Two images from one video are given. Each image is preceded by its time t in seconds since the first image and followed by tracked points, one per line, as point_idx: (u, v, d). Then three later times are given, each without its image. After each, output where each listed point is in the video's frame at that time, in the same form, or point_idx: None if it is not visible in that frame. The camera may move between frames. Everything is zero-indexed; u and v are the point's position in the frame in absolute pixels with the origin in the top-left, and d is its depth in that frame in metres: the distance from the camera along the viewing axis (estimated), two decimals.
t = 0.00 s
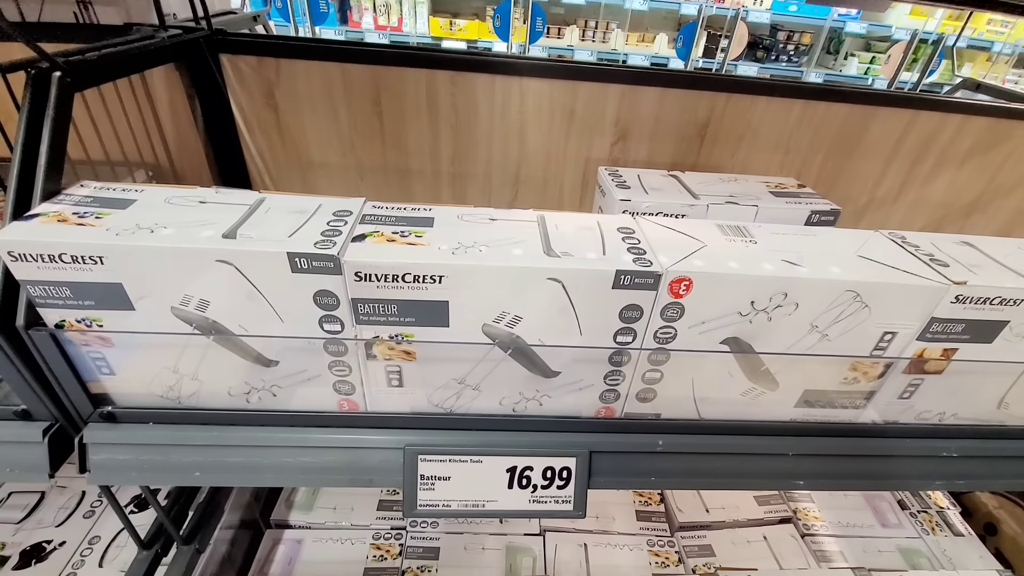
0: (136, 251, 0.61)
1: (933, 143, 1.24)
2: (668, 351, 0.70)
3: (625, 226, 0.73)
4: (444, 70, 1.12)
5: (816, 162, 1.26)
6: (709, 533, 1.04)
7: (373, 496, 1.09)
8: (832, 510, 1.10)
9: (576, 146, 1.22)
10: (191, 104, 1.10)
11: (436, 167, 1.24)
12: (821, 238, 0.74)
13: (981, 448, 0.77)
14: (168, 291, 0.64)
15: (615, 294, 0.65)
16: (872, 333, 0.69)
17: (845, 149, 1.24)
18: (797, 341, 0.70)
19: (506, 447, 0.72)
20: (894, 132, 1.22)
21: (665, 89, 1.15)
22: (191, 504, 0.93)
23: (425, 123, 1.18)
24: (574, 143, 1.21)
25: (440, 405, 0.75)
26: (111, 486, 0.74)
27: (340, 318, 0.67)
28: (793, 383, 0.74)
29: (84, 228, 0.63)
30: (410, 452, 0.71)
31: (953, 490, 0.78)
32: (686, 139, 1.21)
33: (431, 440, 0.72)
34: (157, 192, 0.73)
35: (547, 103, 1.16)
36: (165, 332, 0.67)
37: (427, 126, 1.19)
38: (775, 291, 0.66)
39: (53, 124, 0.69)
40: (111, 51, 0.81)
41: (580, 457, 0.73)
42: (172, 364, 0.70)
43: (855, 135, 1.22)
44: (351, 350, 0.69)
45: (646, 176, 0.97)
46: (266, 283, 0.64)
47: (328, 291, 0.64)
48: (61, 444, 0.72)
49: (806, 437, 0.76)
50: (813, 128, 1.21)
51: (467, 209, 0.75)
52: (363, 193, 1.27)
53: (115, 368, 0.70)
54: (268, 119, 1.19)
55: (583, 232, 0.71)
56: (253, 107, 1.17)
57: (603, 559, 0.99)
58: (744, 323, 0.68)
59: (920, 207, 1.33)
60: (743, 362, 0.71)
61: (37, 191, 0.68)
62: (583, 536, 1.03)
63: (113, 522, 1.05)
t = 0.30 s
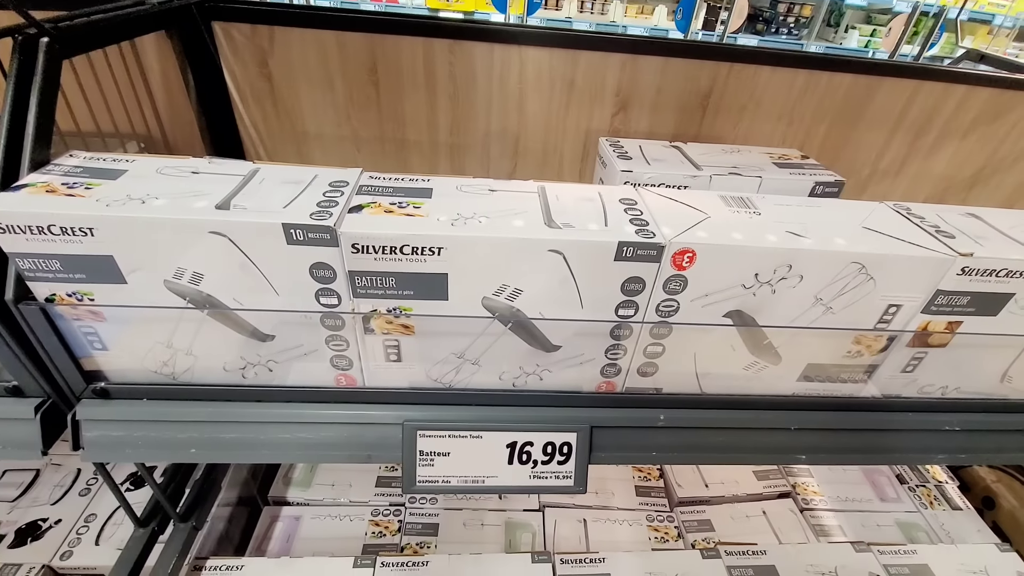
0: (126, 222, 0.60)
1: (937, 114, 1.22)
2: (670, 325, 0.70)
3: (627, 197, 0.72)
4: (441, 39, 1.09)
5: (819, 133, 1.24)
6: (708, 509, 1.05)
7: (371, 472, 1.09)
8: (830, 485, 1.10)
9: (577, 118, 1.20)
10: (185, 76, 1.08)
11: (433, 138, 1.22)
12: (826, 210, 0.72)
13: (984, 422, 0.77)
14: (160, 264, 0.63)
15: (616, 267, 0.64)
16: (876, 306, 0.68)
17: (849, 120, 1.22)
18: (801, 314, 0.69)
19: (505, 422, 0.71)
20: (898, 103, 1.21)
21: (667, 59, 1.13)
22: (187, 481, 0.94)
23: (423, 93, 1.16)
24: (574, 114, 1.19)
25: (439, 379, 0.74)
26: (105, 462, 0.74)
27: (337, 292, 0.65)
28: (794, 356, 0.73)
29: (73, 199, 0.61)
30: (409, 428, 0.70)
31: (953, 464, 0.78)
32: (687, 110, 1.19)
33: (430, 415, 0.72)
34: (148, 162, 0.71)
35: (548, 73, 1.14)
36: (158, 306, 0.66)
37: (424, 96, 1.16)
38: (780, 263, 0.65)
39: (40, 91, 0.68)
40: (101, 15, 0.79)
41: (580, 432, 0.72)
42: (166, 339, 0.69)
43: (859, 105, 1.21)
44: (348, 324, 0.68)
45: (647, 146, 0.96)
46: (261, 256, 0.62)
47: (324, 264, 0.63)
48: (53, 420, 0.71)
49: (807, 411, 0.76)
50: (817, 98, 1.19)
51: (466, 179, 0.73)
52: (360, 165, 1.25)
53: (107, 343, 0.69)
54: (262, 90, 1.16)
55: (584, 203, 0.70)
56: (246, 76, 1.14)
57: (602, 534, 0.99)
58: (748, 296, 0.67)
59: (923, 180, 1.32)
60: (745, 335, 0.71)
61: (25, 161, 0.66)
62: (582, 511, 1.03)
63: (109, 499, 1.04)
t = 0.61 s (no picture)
0: (110, 204, 0.58)
1: (927, 93, 1.22)
2: (663, 305, 0.69)
3: (619, 176, 0.71)
4: (432, 18, 1.08)
5: (811, 113, 1.24)
6: (702, 489, 1.05)
7: (366, 457, 1.08)
8: (822, 464, 1.11)
9: (569, 99, 1.19)
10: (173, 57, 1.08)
11: (425, 119, 1.20)
12: (817, 189, 0.72)
13: (975, 399, 0.77)
14: (145, 247, 0.62)
15: (609, 247, 0.64)
16: (867, 285, 0.69)
17: (840, 99, 1.22)
18: (794, 293, 0.69)
19: (498, 405, 0.71)
20: (888, 82, 1.20)
21: (658, 39, 1.12)
22: (178, 468, 0.93)
23: (413, 74, 1.14)
24: (566, 95, 1.18)
25: (432, 362, 0.74)
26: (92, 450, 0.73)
27: (327, 274, 0.65)
28: (787, 335, 0.74)
29: (55, 180, 0.60)
30: (402, 412, 0.70)
31: (946, 441, 0.79)
32: (679, 91, 1.19)
33: (423, 398, 0.71)
34: (132, 144, 0.70)
35: (539, 53, 1.12)
36: (145, 290, 0.65)
37: (415, 77, 1.15)
38: (772, 243, 0.64)
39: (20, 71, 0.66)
40: None
41: (575, 413, 0.72)
42: (153, 324, 0.68)
43: (851, 85, 1.20)
44: (338, 308, 0.67)
45: (639, 126, 0.96)
46: (249, 238, 0.61)
47: (314, 246, 0.62)
48: (38, 407, 0.70)
49: (800, 391, 0.76)
50: (809, 78, 1.19)
51: (458, 159, 0.72)
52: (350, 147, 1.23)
53: (92, 328, 0.68)
54: (250, 72, 1.14)
55: (576, 183, 0.69)
56: (234, 57, 1.12)
57: (598, 516, 1.00)
58: (740, 276, 0.67)
59: (912, 161, 1.33)
60: (738, 315, 0.71)
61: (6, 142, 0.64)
62: (577, 493, 1.03)
63: (98, 488, 1.04)
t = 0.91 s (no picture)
0: (109, 183, 0.58)
1: (924, 82, 1.22)
2: (660, 290, 0.70)
3: (616, 161, 0.71)
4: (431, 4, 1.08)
5: (809, 102, 1.24)
6: (698, 476, 1.06)
7: (363, 442, 1.09)
8: (818, 453, 1.11)
9: (567, 85, 1.19)
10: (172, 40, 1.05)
11: (423, 105, 1.20)
12: (815, 175, 0.72)
13: (970, 387, 0.78)
14: (144, 227, 0.62)
15: (606, 231, 0.64)
16: (864, 272, 0.69)
17: (838, 88, 1.22)
18: (790, 279, 0.69)
19: (495, 388, 0.71)
20: (886, 71, 1.20)
21: (656, 26, 1.12)
22: (174, 450, 0.94)
23: (412, 58, 1.14)
24: (564, 81, 1.18)
25: (429, 345, 0.74)
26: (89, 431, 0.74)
27: (325, 256, 0.65)
28: (784, 322, 0.74)
29: (54, 160, 0.60)
30: (399, 394, 0.70)
31: (941, 429, 0.79)
32: (678, 78, 1.19)
33: (420, 382, 0.71)
34: (131, 125, 0.70)
35: (539, 39, 1.12)
36: (143, 270, 0.65)
37: (414, 61, 1.14)
38: (769, 228, 0.65)
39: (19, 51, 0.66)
40: None
41: (571, 398, 0.72)
42: (151, 305, 0.68)
43: (850, 73, 1.20)
44: (336, 290, 0.67)
45: (637, 112, 0.96)
46: (247, 219, 0.61)
47: (312, 228, 0.62)
48: (36, 387, 0.70)
49: (796, 377, 0.77)
50: (807, 66, 1.19)
51: (456, 143, 0.73)
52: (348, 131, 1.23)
53: (90, 309, 0.68)
54: (250, 55, 1.14)
55: (574, 167, 0.69)
56: (234, 40, 1.12)
57: (593, 502, 1.00)
58: (737, 261, 0.67)
59: (909, 149, 1.33)
60: (735, 301, 0.71)
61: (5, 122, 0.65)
62: (573, 480, 1.04)
63: (94, 470, 1.05)
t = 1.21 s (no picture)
0: (122, 164, 0.59)
1: (937, 74, 1.21)
2: (666, 280, 0.70)
3: (624, 150, 0.71)
4: None
5: (819, 94, 1.23)
6: (699, 469, 1.06)
7: (365, 428, 1.10)
8: (821, 448, 1.11)
9: (574, 74, 1.18)
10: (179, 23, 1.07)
11: (430, 93, 1.20)
12: (824, 167, 0.72)
13: (976, 382, 0.77)
14: (154, 209, 0.63)
15: (613, 219, 0.64)
16: (873, 264, 0.68)
17: (849, 80, 1.21)
18: (798, 271, 0.69)
19: (498, 375, 0.72)
20: (898, 63, 1.19)
21: (665, 16, 1.11)
22: (181, 433, 0.95)
23: (419, 46, 1.14)
24: (572, 70, 1.18)
25: (434, 331, 0.74)
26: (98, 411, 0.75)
27: (332, 241, 0.65)
28: (790, 313, 0.74)
29: (68, 142, 0.61)
30: (403, 379, 0.71)
31: (946, 424, 0.79)
32: (686, 69, 1.18)
33: (424, 367, 0.72)
34: (142, 108, 0.70)
35: (546, 28, 1.12)
36: (153, 252, 0.66)
37: (421, 49, 1.14)
38: (777, 219, 0.64)
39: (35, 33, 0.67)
40: None
41: (574, 386, 0.72)
42: (161, 286, 0.69)
43: (861, 65, 1.19)
44: (343, 275, 0.68)
45: (645, 102, 0.95)
46: (256, 202, 0.62)
47: (320, 212, 0.63)
48: (47, 366, 0.71)
49: (800, 369, 0.76)
50: (818, 57, 1.18)
51: (463, 130, 0.73)
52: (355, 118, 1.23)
53: (101, 290, 0.69)
54: (258, 43, 1.14)
55: (581, 155, 0.69)
56: (243, 27, 1.12)
57: (594, 492, 1.01)
58: (744, 252, 0.67)
59: (920, 143, 1.31)
60: (741, 292, 0.71)
61: (20, 104, 0.66)
62: (573, 470, 1.04)
63: (102, 451, 1.06)
